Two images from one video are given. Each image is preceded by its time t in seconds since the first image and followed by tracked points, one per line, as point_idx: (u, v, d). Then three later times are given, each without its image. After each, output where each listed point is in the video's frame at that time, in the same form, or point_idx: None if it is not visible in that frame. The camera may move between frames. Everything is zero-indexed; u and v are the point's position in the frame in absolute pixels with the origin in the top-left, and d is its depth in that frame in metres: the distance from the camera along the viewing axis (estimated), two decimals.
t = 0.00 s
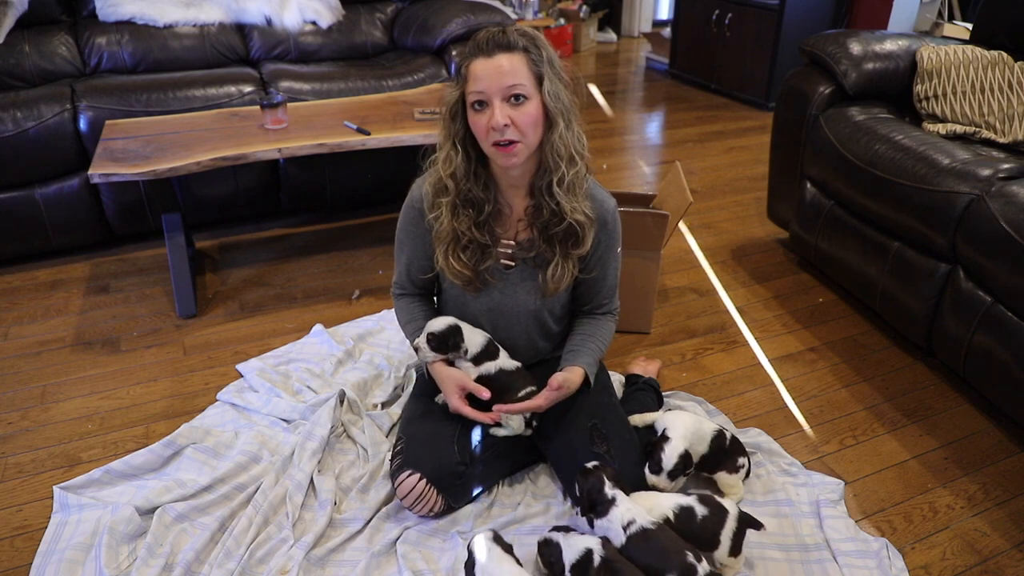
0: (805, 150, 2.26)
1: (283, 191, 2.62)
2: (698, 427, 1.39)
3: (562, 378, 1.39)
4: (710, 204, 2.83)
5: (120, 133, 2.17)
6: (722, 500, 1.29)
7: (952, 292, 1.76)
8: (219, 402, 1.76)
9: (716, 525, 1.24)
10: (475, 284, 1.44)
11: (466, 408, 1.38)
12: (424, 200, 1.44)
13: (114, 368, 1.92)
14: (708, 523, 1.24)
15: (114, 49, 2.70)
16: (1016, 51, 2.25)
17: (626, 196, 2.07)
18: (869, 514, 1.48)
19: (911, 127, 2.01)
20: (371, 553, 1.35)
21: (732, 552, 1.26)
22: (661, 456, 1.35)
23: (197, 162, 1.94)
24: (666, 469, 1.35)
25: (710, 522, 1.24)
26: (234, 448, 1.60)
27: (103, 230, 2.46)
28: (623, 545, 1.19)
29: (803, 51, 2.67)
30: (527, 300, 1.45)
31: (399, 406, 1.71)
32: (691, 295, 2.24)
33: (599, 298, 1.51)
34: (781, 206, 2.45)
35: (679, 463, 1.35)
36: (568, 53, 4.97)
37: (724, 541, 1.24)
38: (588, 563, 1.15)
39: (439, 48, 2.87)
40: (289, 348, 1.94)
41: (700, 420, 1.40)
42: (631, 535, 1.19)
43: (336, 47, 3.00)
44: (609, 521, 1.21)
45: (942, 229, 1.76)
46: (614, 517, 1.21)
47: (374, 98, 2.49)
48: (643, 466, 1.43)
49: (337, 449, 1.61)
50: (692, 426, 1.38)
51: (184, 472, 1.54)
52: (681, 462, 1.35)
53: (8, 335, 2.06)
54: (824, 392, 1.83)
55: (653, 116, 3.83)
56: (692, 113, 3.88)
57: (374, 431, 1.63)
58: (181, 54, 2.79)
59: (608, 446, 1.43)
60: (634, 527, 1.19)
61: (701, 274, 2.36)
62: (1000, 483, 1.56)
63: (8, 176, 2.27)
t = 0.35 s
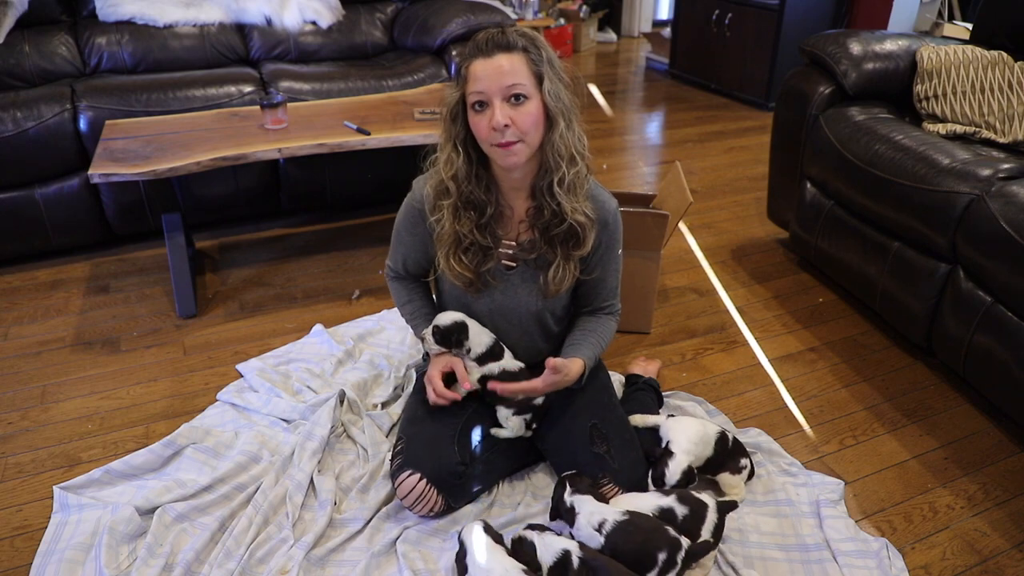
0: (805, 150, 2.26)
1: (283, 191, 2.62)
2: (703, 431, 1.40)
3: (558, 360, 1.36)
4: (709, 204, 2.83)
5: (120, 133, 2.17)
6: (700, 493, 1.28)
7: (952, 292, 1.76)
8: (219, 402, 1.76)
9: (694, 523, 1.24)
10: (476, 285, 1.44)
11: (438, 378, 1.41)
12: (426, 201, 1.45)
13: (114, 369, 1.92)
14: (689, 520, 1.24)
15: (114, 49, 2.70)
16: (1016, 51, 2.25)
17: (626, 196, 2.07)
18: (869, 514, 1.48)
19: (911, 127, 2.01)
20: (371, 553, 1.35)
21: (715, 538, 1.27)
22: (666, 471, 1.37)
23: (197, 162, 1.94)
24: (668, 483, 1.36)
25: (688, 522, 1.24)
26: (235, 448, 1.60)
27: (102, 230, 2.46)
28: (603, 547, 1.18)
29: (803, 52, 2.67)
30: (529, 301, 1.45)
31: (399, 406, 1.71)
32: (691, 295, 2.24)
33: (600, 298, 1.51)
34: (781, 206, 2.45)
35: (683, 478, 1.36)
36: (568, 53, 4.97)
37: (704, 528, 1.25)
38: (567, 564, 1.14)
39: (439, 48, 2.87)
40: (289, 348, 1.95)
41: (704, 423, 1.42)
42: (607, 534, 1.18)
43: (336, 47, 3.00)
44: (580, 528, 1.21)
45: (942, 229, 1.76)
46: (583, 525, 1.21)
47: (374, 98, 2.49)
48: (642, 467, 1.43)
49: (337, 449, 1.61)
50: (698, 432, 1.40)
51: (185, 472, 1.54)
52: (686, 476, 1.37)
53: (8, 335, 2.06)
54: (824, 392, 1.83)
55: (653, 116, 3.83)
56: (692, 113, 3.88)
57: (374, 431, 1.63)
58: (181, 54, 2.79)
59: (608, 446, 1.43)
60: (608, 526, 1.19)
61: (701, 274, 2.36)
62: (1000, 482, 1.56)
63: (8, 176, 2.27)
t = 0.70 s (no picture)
0: (805, 150, 2.26)
1: (283, 191, 2.62)
2: (703, 431, 1.41)
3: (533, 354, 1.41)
4: (709, 204, 2.83)
5: (120, 133, 2.17)
6: (689, 498, 1.27)
7: (951, 292, 1.76)
8: (219, 402, 1.76)
9: (686, 531, 1.23)
10: (474, 287, 1.45)
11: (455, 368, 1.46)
12: (424, 202, 1.46)
13: (114, 369, 1.92)
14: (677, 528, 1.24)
15: (114, 49, 2.70)
16: (1016, 51, 2.25)
17: (626, 196, 2.07)
18: (869, 514, 1.48)
19: (911, 127, 2.01)
20: (371, 553, 1.35)
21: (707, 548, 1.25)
22: (671, 480, 1.37)
23: (197, 162, 1.94)
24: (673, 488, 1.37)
25: (679, 530, 1.23)
26: (234, 448, 1.60)
27: (103, 230, 2.46)
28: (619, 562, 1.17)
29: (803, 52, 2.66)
30: (527, 303, 1.46)
31: (399, 406, 1.71)
32: (691, 295, 2.24)
33: (599, 299, 1.52)
34: (782, 206, 2.45)
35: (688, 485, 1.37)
36: (568, 53, 4.97)
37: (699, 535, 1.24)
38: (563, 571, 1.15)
39: (439, 48, 2.87)
40: (289, 348, 1.95)
41: (706, 424, 1.43)
42: (625, 551, 1.17)
43: (336, 47, 3.00)
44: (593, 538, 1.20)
45: (942, 229, 1.76)
46: (598, 535, 1.19)
47: (374, 98, 2.49)
48: (644, 464, 1.43)
49: (337, 449, 1.61)
50: (699, 434, 1.40)
51: (184, 472, 1.54)
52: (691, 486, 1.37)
53: (8, 335, 2.06)
54: (824, 392, 1.83)
55: (653, 116, 3.83)
56: (692, 113, 3.88)
57: (374, 431, 1.63)
58: (181, 54, 2.79)
59: (608, 446, 1.43)
60: (627, 544, 1.17)
61: (701, 274, 2.36)
62: (1000, 483, 1.56)
63: (8, 176, 2.28)
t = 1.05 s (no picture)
0: (805, 150, 2.26)
1: (283, 191, 2.62)
2: (704, 432, 1.41)
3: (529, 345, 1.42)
4: (709, 204, 2.83)
5: (120, 133, 2.17)
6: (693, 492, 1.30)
7: (951, 292, 1.76)
8: (219, 402, 1.76)
9: (693, 521, 1.25)
10: (476, 289, 1.44)
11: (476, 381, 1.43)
12: (425, 205, 1.45)
13: (114, 369, 1.92)
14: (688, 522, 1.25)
15: (114, 49, 2.70)
16: (1016, 51, 2.25)
17: (626, 196, 2.07)
18: (869, 514, 1.48)
19: (911, 127, 2.01)
20: (371, 553, 1.35)
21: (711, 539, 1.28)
22: (673, 481, 1.37)
23: (197, 162, 1.94)
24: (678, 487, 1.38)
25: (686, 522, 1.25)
26: (234, 448, 1.60)
27: (103, 230, 2.46)
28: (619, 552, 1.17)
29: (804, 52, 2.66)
30: (529, 303, 1.46)
31: (399, 406, 1.71)
32: (691, 295, 2.24)
33: (599, 296, 1.52)
34: (782, 206, 2.45)
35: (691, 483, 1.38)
36: (568, 53, 4.97)
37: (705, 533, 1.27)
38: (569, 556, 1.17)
39: (439, 48, 2.87)
40: (289, 348, 1.95)
41: (707, 424, 1.43)
42: (627, 543, 1.17)
43: (336, 47, 3.00)
44: (606, 519, 1.20)
45: (942, 229, 1.76)
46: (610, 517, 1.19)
47: (374, 98, 2.49)
48: (643, 466, 1.42)
49: (337, 449, 1.61)
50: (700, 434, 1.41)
51: (184, 472, 1.54)
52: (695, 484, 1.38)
53: (8, 335, 2.06)
54: (824, 392, 1.83)
55: (653, 116, 3.83)
56: (692, 113, 3.88)
57: (374, 431, 1.63)
58: (181, 54, 2.79)
59: (608, 446, 1.42)
60: (632, 536, 1.17)
61: (701, 274, 2.36)
62: (1000, 482, 1.56)
63: (7, 177, 2.28)
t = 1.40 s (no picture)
0: (805, 150, 2.26)
1: (283, 191, 2.62)
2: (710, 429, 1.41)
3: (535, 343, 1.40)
4: (709, 204, 2.83)
5: (120, 133, 2.17)
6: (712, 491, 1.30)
7: (951, 292, 1.76)
8: (219, 402, 1.76)
9: (710, 514, 1.26)
10: (477, 287, 1.44)
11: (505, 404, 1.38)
12: (426, 200, 1.44)
13: (114, 369, 1.92)
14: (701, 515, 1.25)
15: (114, 49, 2.70)
16: (1016, 51, 2.25)
17: (626, 196, 2.07)
18: (869, 514, 1.48)
19: (911, 127, 2.01)
20: (371, 553, 1.35)
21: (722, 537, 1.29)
22: (676, 463, 1.38)
23: (197, 162, 1.94)
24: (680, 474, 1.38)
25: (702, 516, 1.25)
26: (234, 448, 1.60)
27: (103, 230, 2.46)
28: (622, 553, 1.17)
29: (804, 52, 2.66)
30: (528, 303, 1.46)
31: (399, 406, 1.71)
32: (691, 295, 2.24)
33: (597, 298, 1.53)
34: (782, 206, 2.45)
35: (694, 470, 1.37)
36: (568, 53, 4.97)
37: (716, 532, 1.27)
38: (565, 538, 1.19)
39: (439, 48, 2.87)
40: (289, 348, 1.94)
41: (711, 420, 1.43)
42: (629, 546, 1.17)
43: (336, 47, 3.00)
44: (605, 525, 1.20)
45: (942, 229, 1.76)
46: (611, 522, 1.19)
47: (374, 98, 2.49)
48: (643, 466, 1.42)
49: (337, 449, 1.61)
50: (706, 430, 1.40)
51: (184, 472, 1.54)
52: (696, 469, 1.37)
53: (8, 335, 2.06)
54: (824, 392, 1.83)
55: (653, 116, 3.83)
56: (692, 113, 3.88)
57: (374, 431, 1.63)
58: (181, 54, 2.79)
59: (608, 446, 1.42)
60: (632, 538, 1.17)
61: (701, 274, 2.36)
62: (1000, 482, 1.56)
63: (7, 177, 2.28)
